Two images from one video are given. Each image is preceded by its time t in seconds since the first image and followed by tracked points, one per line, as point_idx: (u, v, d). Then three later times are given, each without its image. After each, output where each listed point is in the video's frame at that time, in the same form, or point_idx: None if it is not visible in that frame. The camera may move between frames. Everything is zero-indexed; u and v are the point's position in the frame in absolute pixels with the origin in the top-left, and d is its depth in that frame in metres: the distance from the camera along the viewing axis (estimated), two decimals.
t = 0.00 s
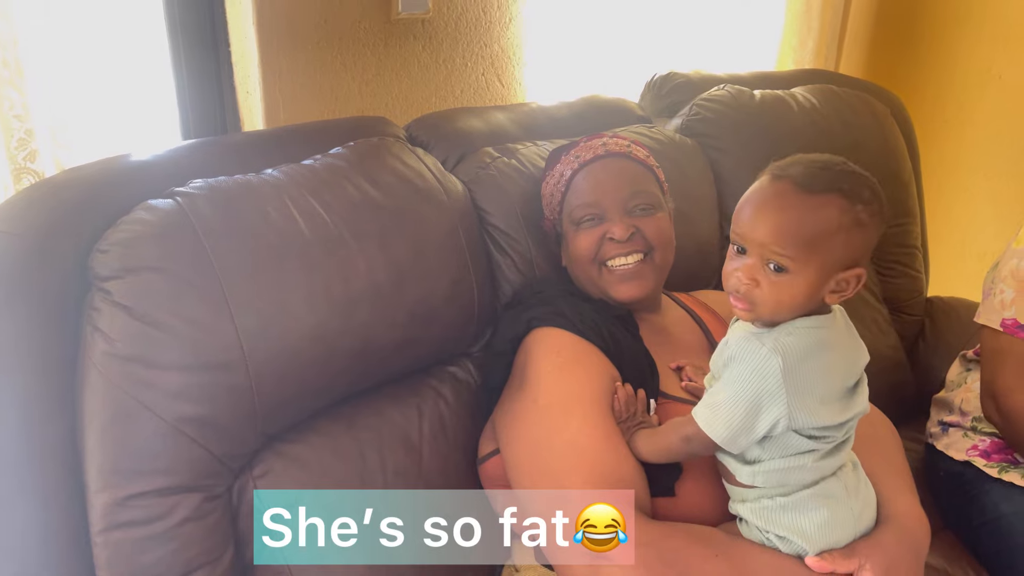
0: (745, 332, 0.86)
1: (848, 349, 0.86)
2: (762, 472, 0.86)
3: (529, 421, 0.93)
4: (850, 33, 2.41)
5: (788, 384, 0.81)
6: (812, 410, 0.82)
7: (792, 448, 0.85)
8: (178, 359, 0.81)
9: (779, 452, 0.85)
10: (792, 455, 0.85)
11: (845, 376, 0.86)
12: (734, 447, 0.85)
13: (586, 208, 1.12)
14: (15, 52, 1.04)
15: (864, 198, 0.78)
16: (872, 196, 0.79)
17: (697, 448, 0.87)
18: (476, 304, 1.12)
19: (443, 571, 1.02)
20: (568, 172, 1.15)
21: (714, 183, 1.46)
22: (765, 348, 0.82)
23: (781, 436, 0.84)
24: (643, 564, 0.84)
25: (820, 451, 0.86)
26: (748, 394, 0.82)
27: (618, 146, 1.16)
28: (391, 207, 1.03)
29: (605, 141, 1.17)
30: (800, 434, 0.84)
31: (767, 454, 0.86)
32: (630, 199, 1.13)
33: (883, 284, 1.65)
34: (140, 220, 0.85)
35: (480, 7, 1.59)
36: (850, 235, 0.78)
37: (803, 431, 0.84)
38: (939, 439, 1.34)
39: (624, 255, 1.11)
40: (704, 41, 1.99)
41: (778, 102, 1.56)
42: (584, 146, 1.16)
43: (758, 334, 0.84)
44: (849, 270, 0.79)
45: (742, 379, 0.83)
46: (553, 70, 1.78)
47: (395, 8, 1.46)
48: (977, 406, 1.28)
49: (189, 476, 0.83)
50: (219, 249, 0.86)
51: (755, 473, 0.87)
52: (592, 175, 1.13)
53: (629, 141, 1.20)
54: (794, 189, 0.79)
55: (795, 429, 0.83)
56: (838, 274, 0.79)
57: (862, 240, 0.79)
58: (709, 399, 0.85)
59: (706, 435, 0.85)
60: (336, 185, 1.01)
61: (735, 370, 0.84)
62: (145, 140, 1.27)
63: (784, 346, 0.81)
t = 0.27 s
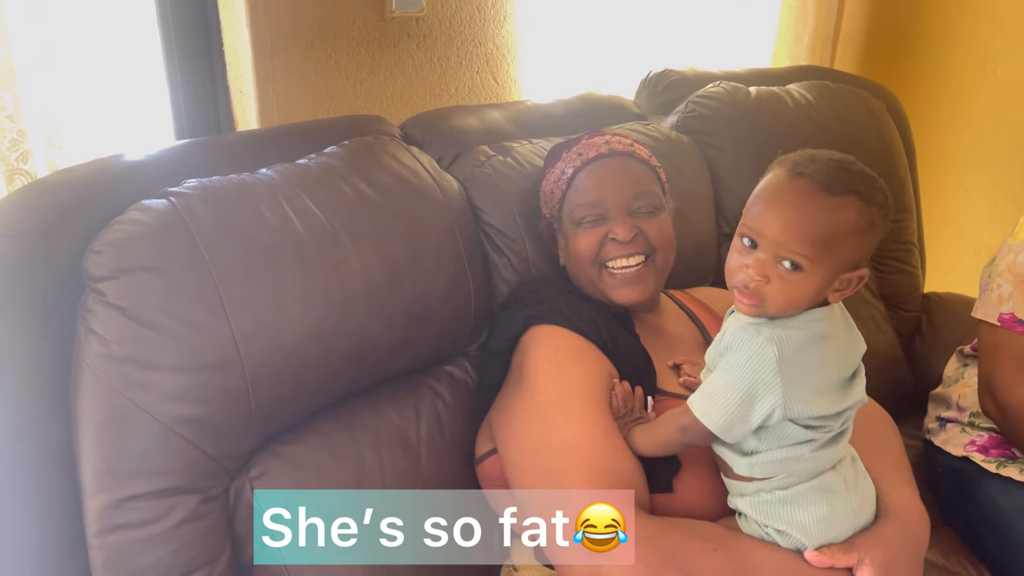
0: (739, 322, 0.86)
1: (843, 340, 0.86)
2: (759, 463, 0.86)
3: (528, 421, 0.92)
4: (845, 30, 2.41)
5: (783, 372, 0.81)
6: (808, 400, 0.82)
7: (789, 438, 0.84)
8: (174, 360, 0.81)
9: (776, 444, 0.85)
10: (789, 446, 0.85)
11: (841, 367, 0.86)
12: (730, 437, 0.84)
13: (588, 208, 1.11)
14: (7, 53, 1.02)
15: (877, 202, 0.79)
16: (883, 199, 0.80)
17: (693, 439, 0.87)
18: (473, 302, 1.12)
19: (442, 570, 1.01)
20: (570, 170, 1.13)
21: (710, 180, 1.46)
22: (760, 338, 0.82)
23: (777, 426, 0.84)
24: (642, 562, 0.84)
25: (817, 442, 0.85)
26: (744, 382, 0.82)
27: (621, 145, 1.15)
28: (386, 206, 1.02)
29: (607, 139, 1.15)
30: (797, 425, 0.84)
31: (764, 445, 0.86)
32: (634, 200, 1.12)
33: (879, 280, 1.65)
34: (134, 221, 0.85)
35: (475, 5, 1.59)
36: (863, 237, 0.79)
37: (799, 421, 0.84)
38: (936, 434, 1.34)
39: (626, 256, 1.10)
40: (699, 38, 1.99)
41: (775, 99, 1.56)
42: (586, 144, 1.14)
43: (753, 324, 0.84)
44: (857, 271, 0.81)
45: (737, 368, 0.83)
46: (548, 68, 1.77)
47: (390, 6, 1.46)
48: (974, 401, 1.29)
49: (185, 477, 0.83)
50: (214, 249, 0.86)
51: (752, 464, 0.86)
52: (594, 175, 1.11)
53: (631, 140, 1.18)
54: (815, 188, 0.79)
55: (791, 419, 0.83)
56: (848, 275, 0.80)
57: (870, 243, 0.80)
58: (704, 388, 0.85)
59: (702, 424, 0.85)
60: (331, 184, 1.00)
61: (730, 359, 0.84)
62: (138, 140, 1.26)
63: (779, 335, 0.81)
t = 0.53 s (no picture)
0: (744, 322, 0.86)
1: (846, 335, 0.88)
2: (774, 463, 0.85)
3: (531, 423, 0.93)
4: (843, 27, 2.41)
5: (795, 370, 0.81)
6: (819, 396, 0.83)
7: (802, 436, 0.84)
8: (174, 360, 0.81)
9: (789, 442, 0.85)
10: (802, 444, 0.85)
11: (846, 361, 0.87)
12: (745, 438, 0.83)
13: (588, 223, 1.05)
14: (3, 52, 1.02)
15: (880, 198, 0.81)
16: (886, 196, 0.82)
17: (711, 442, 0.85)
18: (473, 302, 1.12)
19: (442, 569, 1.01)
20: (561, 183, 1.06)
21: (710, 178, 1.46)
22: (770, 336, 0.81)
23: (790, 424, 0.84)
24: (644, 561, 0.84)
25: (829, 439, 0.86)
26: (757, 381, 0.81)
27: (607, 150, 1.10)
28: (386, 205, 1.02)
29: (590, 143, 1.10)
30: (809, 422, 0.84)
31: (777, 445, 0.85)
32: (634, 206, 1.08)
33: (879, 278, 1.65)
34: (133, 220, 0.85)
35: (473, 4, 1.59)
36: (867, 230, 0.80)
37: (811, 418, 0.84)
38: (936, 432, 1.34)
39: (637, 267, 1.07)
40: (698, 36, 1.99)
41: (774, 97, 1.56)
42: (571, 153, 1.08)
43: (761, 323, 0.84)
44: (862, 266, 0.82)
45: (750, 367, 0.82)
46: (547, 66, 1.77)
47: (388, 5, 1.46)
48: (974, 399, 1.29)
49: (185, 478, 0.83)
50: (214, 249, 0.85)
51: (767, 466, 0.86)
52: (590, 185, 1.06)
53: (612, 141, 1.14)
54: (823, 181, 0.80)
55: (803, 416, 0.83)
56: (853, 269, 0.81)
57: (874, 238, 0.81)
58: (715, 390, 0.84)
59: (715, 426, 0.84)
60: (330, 183, 1.00)
61: (740, 359, 0.83)
62: (137, 139, 1.26)
63: (789, 333, 0.81)
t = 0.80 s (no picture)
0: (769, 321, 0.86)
1: (865, 342, 0.88)
2: (795, 468, 0.85)
3: (531, 420, 0.91)
4: (842, 27, 2.41)
5: (822, 371, 0.81)
6: (843, 399, 0.83)
7: (826, 439, 0.84)
8: (174, 360, 0.80)
9: (810, 446, 0.84)
10: (823, 448, 0.84)
11: (865, 368, 0.87)
12: (772, 439, 0.82)
13: (589, 211, 1.03)
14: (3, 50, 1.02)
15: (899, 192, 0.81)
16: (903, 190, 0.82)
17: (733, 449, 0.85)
18: (473, 301, 1.12)
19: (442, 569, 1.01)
20: (561, 170, 1.03)
21: (710, 177, 1.46)
22: (798, 335, 0.81)
23: (815, 427, 0.83)
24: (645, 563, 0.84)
25: (849, 443, 0.86)
26: (785, 379, 0.81)
27: (606, 139, 1.07)
28: (385, 204, 1.02)
29: (590, 132, 1.07)
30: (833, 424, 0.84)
31: (800, 448, 0.85)
32: (636, 194, 1.06)
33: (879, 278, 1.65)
34: (132, 220, 0.84)
35: (473, 2, 1.58)
36: (887, 226, 0.80)
37: (834, 420, 0.84)
38: (935, 432, 1.34)
39: (640, 256, 1.04)
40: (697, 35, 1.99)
41: (774, 96, 1.56)
42: (569, 141, 1.05)
43: (788, 323, 0.84)
44: (883, 262, 0.82)
45: (780, 367, 0.81)
46: (546, 65, 1.77)
47: (388, 4, 1.45)
48: (973, 398, 1.29)
49: (185, 478, 0.83)
50: (212, 248, 0.85)
51: (788, 470, 0.85)
52: (589, 171, 1.03)
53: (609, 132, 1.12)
54: (840, 178, 0.80)
55: (828, 418, 0.83)
56: (874, 265, 0.81)
57: (893, 234, 0.81)
58: (743, 390, 0.83)
59: (743, 427, 0.83)
60: (329, 182, 1.00)
61: (770, 358, 0.82)
62: (136, 138, 1.26)
63: (819, 332, 0.81)
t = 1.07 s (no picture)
0: (781, 332, 0.84)
1: (875, 363, 0.86)
2: (797, 483, 0.83)
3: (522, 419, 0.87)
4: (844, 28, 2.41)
5: (832, 387, 0.79)
6: (851, 418, 0.81)
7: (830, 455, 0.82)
8: (176, 359, 0.81)
9: (814, 462, 0.83)
10: (827, 465, 0.83)
11: (875, 388, 0.85)
12: (778, 453, 0.80)
13: (592, 199, 1.02)
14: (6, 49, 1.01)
15: (919, 204, 0.80)
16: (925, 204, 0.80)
17: (738, 464, 0.82)
18: (474, 301, 1.12)
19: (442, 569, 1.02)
20: (568, 157, 1.02)
21: (710, 178, 1.46)
22: (810, 348, 0.80)
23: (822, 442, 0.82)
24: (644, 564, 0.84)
25: (853, 461, 0.84)
26: (794, 393, 0.79)
27: (618, 134, 1.07)
28: (387, 203, 1.02)
29: (603, 128, 1.07)
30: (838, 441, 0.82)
31: (804, 463, 0.83)
32: (642, 191, 1.06)
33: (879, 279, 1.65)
34: (134, 219, 0.85)
35: (475, 2, 1.58)
36: (902, 238, 0.79)
37: (840, 438, 0.82)
38: (935, 433, 1.35)
39: (636, 252, 1.03)
40: (699, 35, 1.99)
41: (775, 97, 1.56)
42: (580, 131, 1.05)
43: (799, 334, 0.82)
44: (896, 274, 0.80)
45: (789, 378, 0.80)
46: (548, 65, 1.77)
47: (389, 4, 1.45)
48: (973, 400, 1.29)
49: (186, 476, 0.83)
50: (214, 247, 0.85)
51: (789, 485, 0.83)
52: (596, 162, 1.02)
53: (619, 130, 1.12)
54: (851, 185, 0.80)
55: (835, 435, 0.82)
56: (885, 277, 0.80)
57: (909, 247, 0.80)
58: (751, 402, 0.82)
59: (748, 439, 0.81)
60: (331, 181, 1.00)
61: (779, 369, 0.81)
62: (138, 137, 1.26)
63: (830, 346, 0.80)
